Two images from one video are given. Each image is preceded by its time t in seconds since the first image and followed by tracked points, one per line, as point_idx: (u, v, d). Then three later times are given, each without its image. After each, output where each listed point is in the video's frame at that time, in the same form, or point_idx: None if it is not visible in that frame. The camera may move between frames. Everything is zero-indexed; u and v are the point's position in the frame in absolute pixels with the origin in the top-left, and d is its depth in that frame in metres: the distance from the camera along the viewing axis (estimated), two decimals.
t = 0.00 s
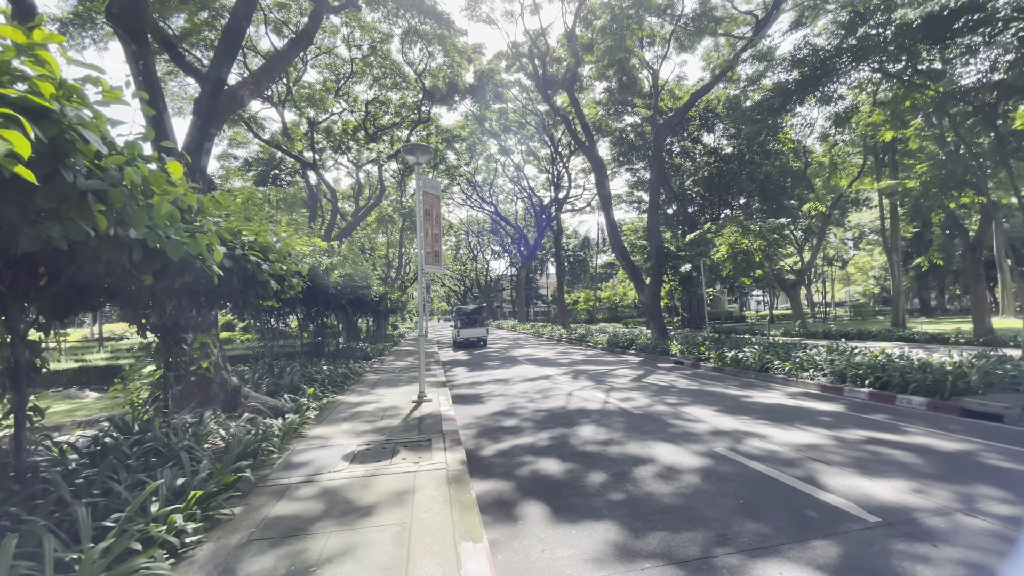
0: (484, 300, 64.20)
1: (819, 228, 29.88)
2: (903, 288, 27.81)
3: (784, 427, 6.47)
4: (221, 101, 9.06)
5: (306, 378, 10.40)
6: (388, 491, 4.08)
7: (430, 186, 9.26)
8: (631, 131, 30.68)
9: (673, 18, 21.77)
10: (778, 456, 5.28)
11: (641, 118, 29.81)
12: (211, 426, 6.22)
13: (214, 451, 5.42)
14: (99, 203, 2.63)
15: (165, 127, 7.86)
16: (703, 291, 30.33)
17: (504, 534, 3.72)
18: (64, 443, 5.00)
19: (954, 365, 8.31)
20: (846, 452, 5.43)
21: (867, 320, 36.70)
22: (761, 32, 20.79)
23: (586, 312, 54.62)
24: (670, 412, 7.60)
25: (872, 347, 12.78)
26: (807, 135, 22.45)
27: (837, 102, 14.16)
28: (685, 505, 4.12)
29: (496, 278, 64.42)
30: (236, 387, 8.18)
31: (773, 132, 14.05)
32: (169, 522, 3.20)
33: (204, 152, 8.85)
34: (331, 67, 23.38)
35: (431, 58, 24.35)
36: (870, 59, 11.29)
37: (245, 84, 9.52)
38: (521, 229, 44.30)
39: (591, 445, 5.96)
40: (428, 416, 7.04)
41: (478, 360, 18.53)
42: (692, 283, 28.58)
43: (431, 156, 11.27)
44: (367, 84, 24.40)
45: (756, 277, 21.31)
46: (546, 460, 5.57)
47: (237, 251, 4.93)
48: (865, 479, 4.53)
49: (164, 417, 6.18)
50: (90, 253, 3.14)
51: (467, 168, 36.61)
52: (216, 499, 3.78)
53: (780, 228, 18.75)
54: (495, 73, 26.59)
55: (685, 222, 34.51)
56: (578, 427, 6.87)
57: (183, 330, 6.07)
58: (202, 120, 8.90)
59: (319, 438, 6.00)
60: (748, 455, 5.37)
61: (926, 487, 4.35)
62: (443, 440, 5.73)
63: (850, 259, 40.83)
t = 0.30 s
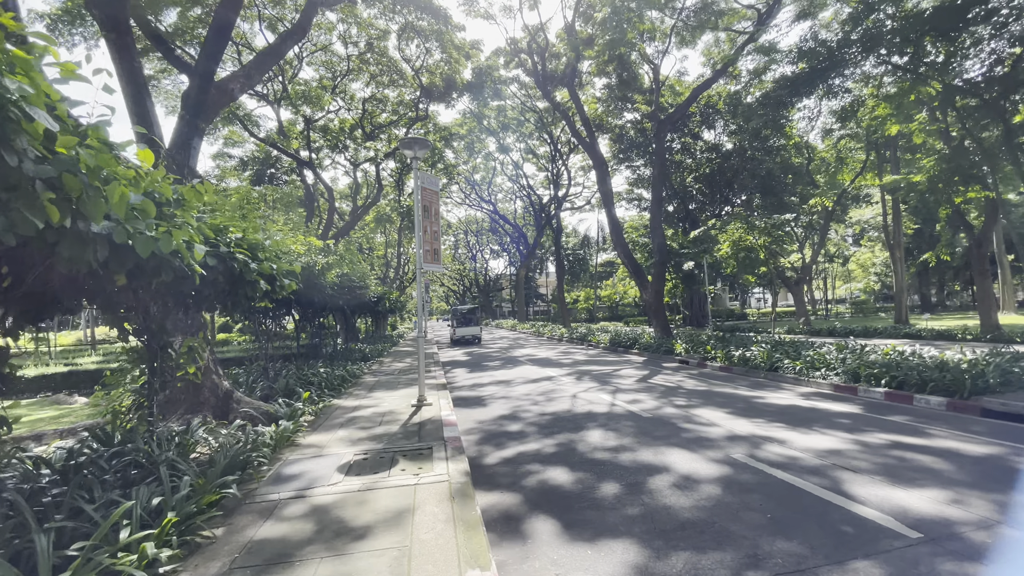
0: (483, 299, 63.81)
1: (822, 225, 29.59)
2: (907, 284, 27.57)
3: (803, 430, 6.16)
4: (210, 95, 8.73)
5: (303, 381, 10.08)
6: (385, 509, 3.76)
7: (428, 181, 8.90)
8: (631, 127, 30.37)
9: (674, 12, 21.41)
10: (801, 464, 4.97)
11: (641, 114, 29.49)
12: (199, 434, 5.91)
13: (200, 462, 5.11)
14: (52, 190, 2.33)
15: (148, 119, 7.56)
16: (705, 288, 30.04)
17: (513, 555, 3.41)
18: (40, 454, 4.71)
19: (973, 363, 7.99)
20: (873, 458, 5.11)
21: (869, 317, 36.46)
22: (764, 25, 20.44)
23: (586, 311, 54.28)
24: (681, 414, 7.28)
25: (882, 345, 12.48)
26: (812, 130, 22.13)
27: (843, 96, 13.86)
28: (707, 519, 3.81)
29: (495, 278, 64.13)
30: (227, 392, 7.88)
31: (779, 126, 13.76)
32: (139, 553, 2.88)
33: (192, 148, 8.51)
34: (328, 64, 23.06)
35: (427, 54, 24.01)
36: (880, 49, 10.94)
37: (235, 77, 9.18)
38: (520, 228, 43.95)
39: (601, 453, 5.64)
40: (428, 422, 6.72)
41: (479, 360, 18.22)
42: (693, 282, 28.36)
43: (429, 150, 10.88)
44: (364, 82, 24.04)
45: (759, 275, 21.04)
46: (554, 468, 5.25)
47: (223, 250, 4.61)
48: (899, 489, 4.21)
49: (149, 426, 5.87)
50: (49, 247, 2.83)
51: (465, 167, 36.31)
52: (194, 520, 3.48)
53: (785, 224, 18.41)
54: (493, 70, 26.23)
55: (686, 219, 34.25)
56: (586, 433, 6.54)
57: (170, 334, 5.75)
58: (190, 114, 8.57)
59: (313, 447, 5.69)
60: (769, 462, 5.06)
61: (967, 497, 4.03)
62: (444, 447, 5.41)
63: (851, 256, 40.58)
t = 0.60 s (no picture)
0: (478, 298, 63.38)
1: (819, 222, 29.43)
2: (904, 280, 27.50)
3: (818, 432, 5.87)
4: (193, 82, 8.31)
5: (293, 382, 9.69)
6: (376, 526, 3.41)
7: (422, 173, 8.48)
8: (627, 124, 30.07)
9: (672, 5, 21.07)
10: (823, 469, 4.65)
11: (637, 110, 29.20)
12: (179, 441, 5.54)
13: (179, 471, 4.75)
14: None
15: (127, 106, 7.15)
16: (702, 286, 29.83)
17: None
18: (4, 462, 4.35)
19: (989, 361, 7.75)
20: (898, 462, 4.81)
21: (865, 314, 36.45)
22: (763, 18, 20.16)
23: (582, 309, 54.00)
24: (689, 416, 6.97)
25: (887, 342, 12.25)
26: (812, 126, 21.89)
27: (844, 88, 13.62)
28: (730, 533, 3.50)
29: (490, 276, 63.74)
30: (213, 394, 7.51)
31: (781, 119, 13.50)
32: None
33: (174, 138, 8.09)
34: (320, 58, 22.60)
35: (421, 48, 23.56)
36: (886, 37, 10.70)
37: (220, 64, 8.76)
38: (516, 225, 43.59)
39: (608, 457, 5.32)
40: (424, 425, 6.37)
41: (475, 360, 17.87)
42: (691, 279, 28.18)
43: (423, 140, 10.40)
44: (357, 77, 23.58)
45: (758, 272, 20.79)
46: (558, 474, 4.93)
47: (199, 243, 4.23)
48: (933, 498, 3.91)
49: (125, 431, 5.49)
50: None
51: (460, 164, 35.93)
52: (163, 540, 3.11)
53: (785, 220, 18.13)
54: (488, 65, 25.85)
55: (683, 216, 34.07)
56: (590, 436, 6.22)
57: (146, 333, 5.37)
58: (173, 103, 8.16)
59: (300, 453, 5.33)
60: (788, 467, 4.73)
61: (1007, 506, 3.73)
62: (441, 454, 5.07)
63: (847, 253, 40.55)
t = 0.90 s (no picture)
0: (474, 293, 62.99)
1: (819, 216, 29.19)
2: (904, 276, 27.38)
3: (835, 435, 5.57)
4: (177, 66, 7.89)
5: (283, 379, 9.32)
6: (365, 545, 3.09)
7: (417, 162, 8.08)
8: (625, 117, 29.69)
9: None
10: (846, 476, 4.37)
11: (636, 103, 28.82)
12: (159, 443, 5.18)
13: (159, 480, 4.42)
14: None
15: (105, 91, 6.75)
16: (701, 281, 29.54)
17: None
18: None
19: (1006, 359, 7.50)
20: (924, 469, 4.53)
21: (862, 309, 36.38)
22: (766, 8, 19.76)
23: (579, 305, 53.71)
24: (697, 416, 6.68)
25: (894, 338, 12.00)
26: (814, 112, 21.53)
27: (848, 78, 13.32)
28: (756, 551, 3.20)
29: (486, 271, 63.40)
30: (198, 393, 7.16)
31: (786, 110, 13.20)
32: None
33: (158, 125, 7.69)
34: (313, 49, 22.08)
35: (417, 39, 23.10)
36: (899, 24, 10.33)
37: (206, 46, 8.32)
38: (512, 220, 43.23)
39: (616, 462, 5.02)
40: (420, 427, 6.04)
41: (472, 355, 17.55)
42: (689, 275, 27.96)
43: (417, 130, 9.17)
44: (351, 68, 23.09)
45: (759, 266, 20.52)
46: (563, 481, 4.62)
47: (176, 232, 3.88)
48: (969, 510, 3.63)
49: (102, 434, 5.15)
50: None
51: (456, 158, 35.49)
52: (126, 565, 2.76)
53: (788, 214, 17.82)
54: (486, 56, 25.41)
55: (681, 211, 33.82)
56: (596, 438, 5.90)
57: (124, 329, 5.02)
58: (156, 88, 7.76)
59: (287, 458, 5.00)
60: (808, 474, 4.44)
61: None
62: (438, 459, 4.73)
63: (845, 248, 40.44)
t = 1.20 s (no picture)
0: (475, 290, 62.63)
1: (825, 214, 28.79)
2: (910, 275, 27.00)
3: (861, 439, 5.22)
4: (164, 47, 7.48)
5: (276, 377, 8.97)
6: (352, 569, 2.71)
7: (416, 149, 7.68)
8: (629, 113, 29.24)
9: None
10: (882, 488, 4.00)
11: (640, 98, 28.37)
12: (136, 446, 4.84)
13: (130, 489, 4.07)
14: None
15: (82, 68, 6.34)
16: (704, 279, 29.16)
17: None
18: None
19: None
20: (965, 480, 4.17)
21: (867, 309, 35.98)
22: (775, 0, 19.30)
23: (581, 303, 53.38)
24: (711, 419, 6.32)
25: (907, 338, 11.63)
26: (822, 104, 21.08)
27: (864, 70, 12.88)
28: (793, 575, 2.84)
29: (487, 268, 63.03)
30: (185, 390, 6.81)
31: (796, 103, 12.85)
32: None
33: (141, 108, 7.31)
34: (313, 41, 21.64)
35: (418, 31, 22.68)
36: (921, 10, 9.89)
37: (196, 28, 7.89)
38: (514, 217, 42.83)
39: (629, 470, 4.66)
40: (418, 430, 5.68)
41: (472, 353, 17.18)
42: (693, 272, 27.60)
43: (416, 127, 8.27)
44: (351, 61, 22.67)
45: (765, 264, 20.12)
46: (572, 490, 4.26)
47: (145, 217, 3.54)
48: None
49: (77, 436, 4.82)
50: None
51: (457, 154, 35.06)
52: None
53: (796, 210, 17.43)
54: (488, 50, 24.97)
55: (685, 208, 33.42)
56: (605, 443, 5.54)
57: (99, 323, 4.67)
58: (140, 70, 7.37)
59: (274, 464, 4.64)
60: (840, 486, 4.07)
61: None
62: (436, 467, 4.36)
63: (850, 247, 40.03)
